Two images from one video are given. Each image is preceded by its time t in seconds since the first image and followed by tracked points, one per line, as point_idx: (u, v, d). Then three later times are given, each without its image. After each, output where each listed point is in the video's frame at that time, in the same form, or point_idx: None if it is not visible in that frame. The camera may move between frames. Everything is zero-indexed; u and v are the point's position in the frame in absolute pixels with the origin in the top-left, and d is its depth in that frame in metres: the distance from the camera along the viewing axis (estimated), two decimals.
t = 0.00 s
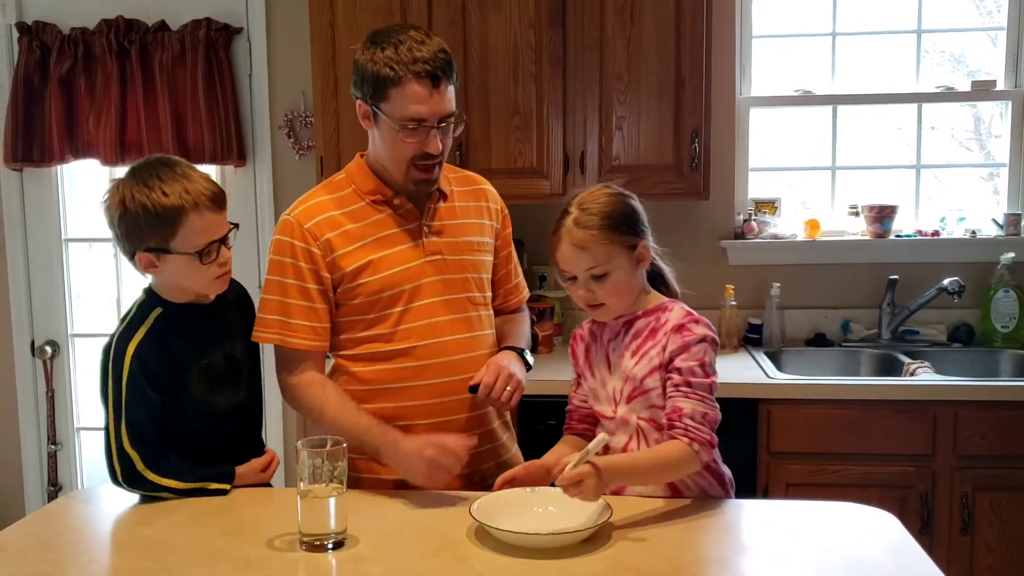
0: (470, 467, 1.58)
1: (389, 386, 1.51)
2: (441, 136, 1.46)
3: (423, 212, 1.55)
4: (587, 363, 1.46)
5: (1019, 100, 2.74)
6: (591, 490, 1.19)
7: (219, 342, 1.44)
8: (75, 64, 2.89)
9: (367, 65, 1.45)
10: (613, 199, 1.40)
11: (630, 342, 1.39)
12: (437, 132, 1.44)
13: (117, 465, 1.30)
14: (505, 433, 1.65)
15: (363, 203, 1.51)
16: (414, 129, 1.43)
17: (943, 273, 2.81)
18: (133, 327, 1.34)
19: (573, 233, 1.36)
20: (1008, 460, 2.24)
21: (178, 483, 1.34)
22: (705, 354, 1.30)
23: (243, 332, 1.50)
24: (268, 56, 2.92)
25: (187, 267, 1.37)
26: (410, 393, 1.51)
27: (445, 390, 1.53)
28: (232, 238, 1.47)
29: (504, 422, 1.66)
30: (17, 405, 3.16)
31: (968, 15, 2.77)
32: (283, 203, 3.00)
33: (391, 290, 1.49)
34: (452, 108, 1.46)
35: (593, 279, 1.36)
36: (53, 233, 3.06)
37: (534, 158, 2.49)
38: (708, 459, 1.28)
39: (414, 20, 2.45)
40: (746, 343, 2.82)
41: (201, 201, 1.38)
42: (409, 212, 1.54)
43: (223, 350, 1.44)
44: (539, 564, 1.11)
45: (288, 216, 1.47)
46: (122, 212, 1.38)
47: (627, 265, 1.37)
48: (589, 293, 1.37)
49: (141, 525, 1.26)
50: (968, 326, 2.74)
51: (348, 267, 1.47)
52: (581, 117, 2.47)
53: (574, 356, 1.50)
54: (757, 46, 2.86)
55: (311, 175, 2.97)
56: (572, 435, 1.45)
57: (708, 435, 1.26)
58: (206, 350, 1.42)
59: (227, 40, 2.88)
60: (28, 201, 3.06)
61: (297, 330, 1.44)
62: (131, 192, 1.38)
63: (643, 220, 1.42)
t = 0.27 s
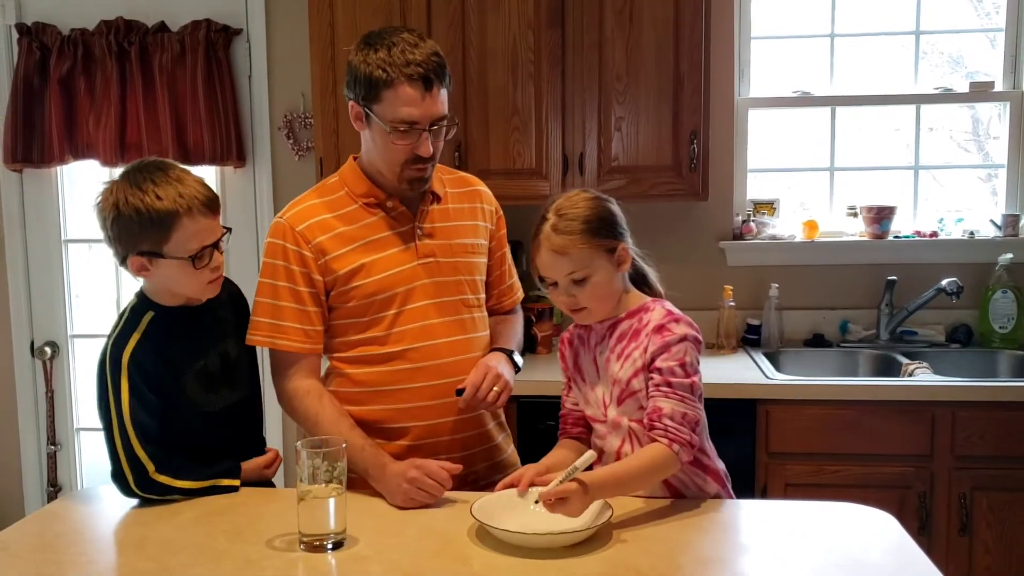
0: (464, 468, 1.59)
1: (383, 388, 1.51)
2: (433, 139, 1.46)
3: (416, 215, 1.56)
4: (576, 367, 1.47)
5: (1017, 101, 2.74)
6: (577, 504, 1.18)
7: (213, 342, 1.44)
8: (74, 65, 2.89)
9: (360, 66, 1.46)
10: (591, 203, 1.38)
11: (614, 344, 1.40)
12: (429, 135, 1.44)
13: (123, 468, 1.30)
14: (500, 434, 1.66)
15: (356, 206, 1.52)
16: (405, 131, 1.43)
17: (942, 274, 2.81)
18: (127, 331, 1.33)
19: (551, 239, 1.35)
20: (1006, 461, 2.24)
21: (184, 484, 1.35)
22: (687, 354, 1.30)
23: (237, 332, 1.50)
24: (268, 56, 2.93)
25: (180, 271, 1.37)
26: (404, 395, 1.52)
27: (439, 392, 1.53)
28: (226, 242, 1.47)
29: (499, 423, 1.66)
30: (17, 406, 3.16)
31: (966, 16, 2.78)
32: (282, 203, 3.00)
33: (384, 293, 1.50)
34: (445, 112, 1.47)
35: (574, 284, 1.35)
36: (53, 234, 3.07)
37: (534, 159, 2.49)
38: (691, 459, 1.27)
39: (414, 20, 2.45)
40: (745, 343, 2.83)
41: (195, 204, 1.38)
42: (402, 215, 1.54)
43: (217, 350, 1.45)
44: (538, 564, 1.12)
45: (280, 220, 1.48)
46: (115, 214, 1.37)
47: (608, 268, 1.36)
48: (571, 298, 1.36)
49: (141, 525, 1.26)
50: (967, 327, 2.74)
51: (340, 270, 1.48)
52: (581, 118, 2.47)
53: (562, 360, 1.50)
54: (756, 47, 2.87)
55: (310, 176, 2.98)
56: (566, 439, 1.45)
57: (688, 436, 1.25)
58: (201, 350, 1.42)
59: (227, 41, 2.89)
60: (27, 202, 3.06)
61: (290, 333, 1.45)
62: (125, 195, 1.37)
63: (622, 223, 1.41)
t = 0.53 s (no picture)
0: (463, 467, 1.58)
1: (380, 388, 1.51)
2: (428, 137, 1.46)
3: (412, 214, 1.56)
4: (573, 367, 1.47)
5: (1017, 100, 2.74)
6: (575, 512, 1.15)
7: (215, 338, 1.42)
8: (73, 63, 2.88)
9: (355, 64, 1.45)
10: (583, 204, 1.38)
11: (610, 344, 1.39)
12: (423, 133, 1.44)
13: (104, 460, 1.32)
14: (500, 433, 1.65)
15: (352, 205, 1.51)
16: (399, 130, 1.43)
17: (941, 273, 2.81)
18: (124, 325, 1.35)
19: (547, 244, 1.33)
20: (1005, 460, 2.24)
21: (161, 483, 1.34)
22: (683, 352, 1.30)
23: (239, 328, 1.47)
24: (266, 55, 2.92)
25: (175, 262, 1.36)
26: (402, 394, 1.51)
27: (436, 392, 1.53)
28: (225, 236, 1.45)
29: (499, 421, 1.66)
30: (15, 405, 3.15)
31: (966, 15, 2.78)
32: (281, 202, 3.00)
33: (381, 292, 1.49)
34: (440, 110, 1.46)
35: (572, 288, 1.34)
36: (51, 232, 3.06)
37: (533, 158, 2.49)
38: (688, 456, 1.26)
39: (412, 19, 2.45)
40: (744, 342, 2.83)
41: (192, 195, 1.37)
42: (399, 214, 1.54)
43: (218, 347, 1.43)
44: (538, 564, 1.11)
45: (276, 220, 1.48)
46: (113, 202, 1.37)
47: (605, 270, 1.35)
48: (569, 301, 1.35)
49: (139, 525, 1.26)
50: (966, 326, 2.74)
51: (336, 270, 1.47)
52: (580, 117, 2.47)
53: (559, 360, 1.50)
54: (756, 46, 2.87)
55: (309, 175, 2.97)
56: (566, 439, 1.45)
57: (685, 433, 1.24)
58: (200, 347, 1.41)
59: (226, 39, 2.88)
60: (25, 200, 3.05)
61: (286, 333, 1.44)
62: (123, 183, 1.37)
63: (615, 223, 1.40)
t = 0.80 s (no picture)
0: (462, 466, 1.58)
1: (380, 388, 1.51)
2: (427, 138, 1.46)
3: (412, 213, 1.56)
4: (574, 367, 1.47)
5: (1016, 100, 2.74)
6: (568, 520, 1.15)
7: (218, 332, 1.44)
8: (72, 62, 2.88)
9: (353, 65, 1.45)
10: (585, 205, 1.38)
11: (612, 345, 1.39)
12: (422, 135, 1.44)
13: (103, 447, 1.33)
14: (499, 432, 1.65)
15: (351, 205, 1.51)
16: (399, 131, 1.43)
17: (941, 273, 2.81)
18: (129, 310, 1.37)
19: (548, 245, 1.33)
20: (1005, 460, 2.24)
21: (136, 478, 1.30)
22: (685, 354, 1.30)
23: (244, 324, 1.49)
24: (266, 54, 2.92)
25: (179, 251, 1.36)
26: (402, 394, 1.51)
27: (436, 391, 1.53)
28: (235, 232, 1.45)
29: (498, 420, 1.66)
30: (14, 405, 3.15)
31: (966, 15, 2.78)
32: (280, 201, 3.00)
33: (380, 292, 1.49)
34: (439, 112, 1.46)
35: (574, 289, 1.34)
36: (51, 232, 3.06)
37: (532, 158, 2.49)
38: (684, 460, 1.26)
39: (412, 18, 2.45)
40: (744, 342, 2.83)
41: (199, 185, 1.37)
42: (398, 214, 1.54)
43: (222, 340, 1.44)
44: (537, 563, 1.11)
45: (275, 221, 1.48)
46: (124, 189, 1.39)
47: (606, 270, 1.35)
48: (572, 302, 1.35)
49: (139, 524, 1.26)
50: (965, 326, 2.74)
51: (336, 271, 1.47)
52: (580, 116, 2.47)
53: (560, 360, 1.50)
54: (755, 46, 2.87)
55: (308, 175, 2.97)
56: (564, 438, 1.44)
57: (682, 436, 1.24)
58: (203, 340, 1.42)
59: (225, 39, 2.88)
60: (25, 200, 3.05)
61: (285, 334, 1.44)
62: (135, 172, 1.39)
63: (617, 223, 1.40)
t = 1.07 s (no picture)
0: (461, 466, 1.58)
1: (379, 387, 1.51)
2: (429, 138, 1.46)
3: (412, 212, 1.56)
4: (576, 368, 1.46)
5: (1016, 99, 2.74)
6: (569, 522, 1.15)
7: (222, 325, 1.46)
8: (72, 62, 2.88)
9: (355, 64, 1.45)
10: (585, 209, 1.37)
11: (615, 345, 1.39)
12: (424, 134, 1.44)
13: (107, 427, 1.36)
14: (499, 431, 1.65)
15: (351, 204, 1.51)
16: (400, 131, 1.43)
17: (941, 272, 2.81)
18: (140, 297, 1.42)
19: (546, 255, 1.33)
20: (1005, 459, 2.24)
21: (147, 466, 1.33)
22: (689, 354, 1.30)
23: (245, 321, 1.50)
24: (266, 53, 2.92)
25: (186, 238, 1.40)
26: (401, 393, 1.51)
27: (435, 390, 1.53)
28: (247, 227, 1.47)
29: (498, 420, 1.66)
30: (14, 404, 3.15)
31: (966, 14, 2.77)
32: (280, 200, 3.00)
33: (380, 291, 1.49)
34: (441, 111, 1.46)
35: (574, 295, 1.34)
36: (51, 231, 3.06)
37: (532, 158, 2.49)
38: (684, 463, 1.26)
39: (412, 17, 2.45)
40: (744, 341, 2.83)
41: (208, 175, 1.41)
42: (399, 212, 1.54)
43: (225, 334, 1.46)
44: (538, 563, 1.11)
45: (276, 220, 1.48)
46: (141, 178, 1.44)
47: (605, 274, 1.35)
48: (572, 310, 1.36)
49: (139, 524, 1.26)
50: (965, 325, 2.74)
51: (336, 270, 1.47)
52: (580, 115, 2.47)
53: (561, 359, 1.50)
54: (755, 45, 2.86)
55: (308, 174, 2.97)
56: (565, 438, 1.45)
57: (684, 436, 1.24)
58: (207, 331, 1.44)
59: (225, 38, 2.88)
60: (25, 199, 3.05)
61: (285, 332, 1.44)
62: (152, 161, 1.44)
63: (616, 227, 1.40)
